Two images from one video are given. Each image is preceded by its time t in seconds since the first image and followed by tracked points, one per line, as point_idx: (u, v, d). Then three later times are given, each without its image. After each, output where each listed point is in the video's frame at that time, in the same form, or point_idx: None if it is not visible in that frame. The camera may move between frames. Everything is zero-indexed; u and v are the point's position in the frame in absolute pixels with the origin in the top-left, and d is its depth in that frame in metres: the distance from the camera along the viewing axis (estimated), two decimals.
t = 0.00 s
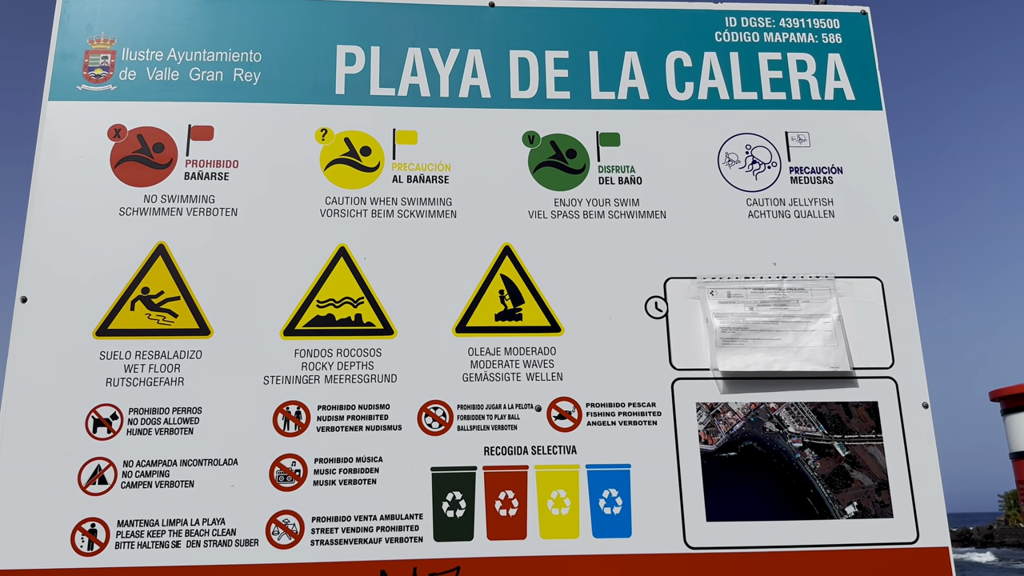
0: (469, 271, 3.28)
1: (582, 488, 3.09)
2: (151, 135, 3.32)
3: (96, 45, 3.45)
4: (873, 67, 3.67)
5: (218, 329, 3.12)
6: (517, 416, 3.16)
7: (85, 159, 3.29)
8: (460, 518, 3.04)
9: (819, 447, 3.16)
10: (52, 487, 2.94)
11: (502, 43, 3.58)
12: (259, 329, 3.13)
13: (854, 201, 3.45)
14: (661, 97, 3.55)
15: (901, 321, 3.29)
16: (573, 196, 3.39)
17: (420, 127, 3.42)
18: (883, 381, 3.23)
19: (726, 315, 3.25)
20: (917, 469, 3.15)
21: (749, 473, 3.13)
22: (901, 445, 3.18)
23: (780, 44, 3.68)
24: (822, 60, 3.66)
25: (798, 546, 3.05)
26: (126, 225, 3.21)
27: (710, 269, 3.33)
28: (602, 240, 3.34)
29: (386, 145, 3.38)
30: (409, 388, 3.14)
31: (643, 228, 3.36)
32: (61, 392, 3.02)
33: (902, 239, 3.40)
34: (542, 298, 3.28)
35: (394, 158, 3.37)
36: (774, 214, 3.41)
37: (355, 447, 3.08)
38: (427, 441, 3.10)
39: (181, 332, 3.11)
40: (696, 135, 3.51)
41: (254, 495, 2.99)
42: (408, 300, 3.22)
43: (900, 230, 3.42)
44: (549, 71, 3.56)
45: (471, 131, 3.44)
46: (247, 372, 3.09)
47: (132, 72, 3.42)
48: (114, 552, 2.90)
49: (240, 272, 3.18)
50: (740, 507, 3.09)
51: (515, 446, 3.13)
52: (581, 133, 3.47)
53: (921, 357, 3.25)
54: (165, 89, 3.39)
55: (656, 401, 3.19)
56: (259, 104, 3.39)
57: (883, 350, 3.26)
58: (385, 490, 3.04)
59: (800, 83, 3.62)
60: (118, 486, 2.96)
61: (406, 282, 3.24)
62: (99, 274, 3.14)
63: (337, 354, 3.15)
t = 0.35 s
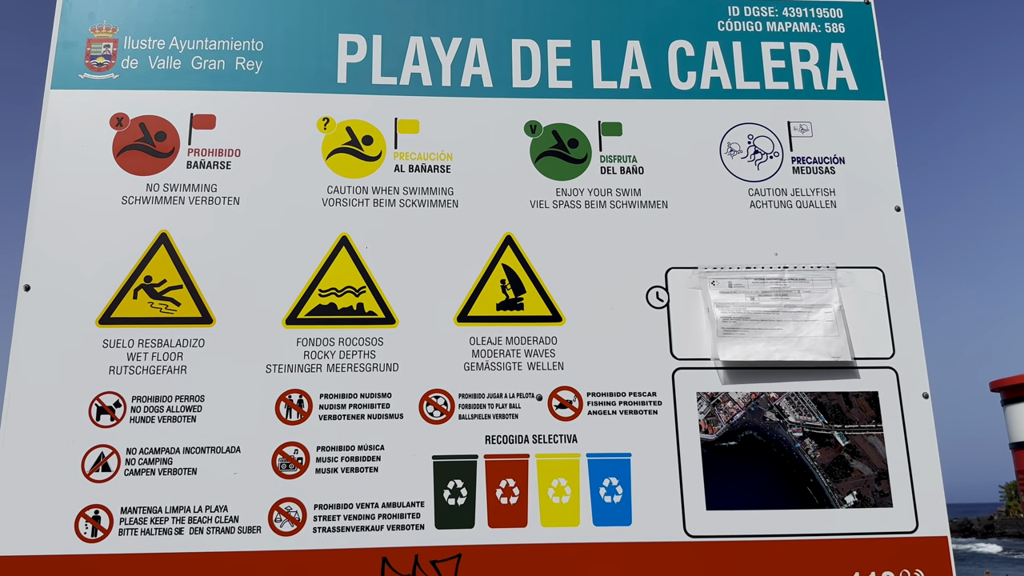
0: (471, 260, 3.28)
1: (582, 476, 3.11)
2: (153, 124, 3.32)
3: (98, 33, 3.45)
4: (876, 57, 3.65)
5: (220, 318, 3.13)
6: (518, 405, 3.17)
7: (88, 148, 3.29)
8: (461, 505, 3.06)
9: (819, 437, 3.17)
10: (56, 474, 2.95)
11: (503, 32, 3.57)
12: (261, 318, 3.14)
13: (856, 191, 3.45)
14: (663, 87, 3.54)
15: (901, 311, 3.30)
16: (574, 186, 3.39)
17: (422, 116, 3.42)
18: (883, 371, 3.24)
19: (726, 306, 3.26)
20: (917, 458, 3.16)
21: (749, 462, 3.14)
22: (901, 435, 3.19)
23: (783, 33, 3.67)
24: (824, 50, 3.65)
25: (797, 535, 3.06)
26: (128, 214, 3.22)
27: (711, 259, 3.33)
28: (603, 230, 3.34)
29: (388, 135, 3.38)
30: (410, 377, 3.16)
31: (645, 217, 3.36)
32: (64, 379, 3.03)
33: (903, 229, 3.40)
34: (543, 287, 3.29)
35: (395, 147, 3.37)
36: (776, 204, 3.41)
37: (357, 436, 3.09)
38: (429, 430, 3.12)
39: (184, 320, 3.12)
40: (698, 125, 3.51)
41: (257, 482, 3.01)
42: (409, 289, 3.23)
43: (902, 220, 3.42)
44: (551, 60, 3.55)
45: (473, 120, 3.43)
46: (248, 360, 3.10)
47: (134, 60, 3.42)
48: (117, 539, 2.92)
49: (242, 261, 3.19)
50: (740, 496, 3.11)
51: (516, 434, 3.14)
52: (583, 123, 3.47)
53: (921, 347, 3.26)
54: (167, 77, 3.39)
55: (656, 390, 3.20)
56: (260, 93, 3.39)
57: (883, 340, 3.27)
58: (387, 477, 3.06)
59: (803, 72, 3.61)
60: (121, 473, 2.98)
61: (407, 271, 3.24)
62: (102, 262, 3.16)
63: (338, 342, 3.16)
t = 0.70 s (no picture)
0: (474, 238, 3.27)
1: (585, 453, 3.12)
2: (155, 101, 3.31)
3: (100, 10, 3.43)
4: (883, 33, 3.62)
5: (224, 295, 3.13)
6: (521, 382, 3.18)
7: (90, 125, 3.28)
8: (464, 482, 3.08)
9: (822, 415, 3.17)
10: (61, 449, 2.97)
11: (507, 9, 3.55)
12: (265, 295, 3.14)
13: (861, 169, 3.42)
14: (668, 63, 3.51)
15: (906, 289, 3.28)
16: (578, 163, 3.37)
17: (425, 93, 3.40)
18: (887, 349, 3.23)
19: (733, 280, 3.23)
20: (920, 436, 3.16)
21: (751, 440, 3.14)
22: (904, 413, 3.18)
23: (790, 9, 3.63)
24: (831, 26, 3.62)
25: (799, 512, 3.07)
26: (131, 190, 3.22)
27: (716, 237, 3.32)
28: (607, 208, 3.33)
29: (391, 111, 3.37)
30: (413, 354, 3.16)
31: (649, 195, 3.35)
32: (69, 356, 3.04)
33: (909, 207, 3.38)
34: (546, 265, 3.28)
35: (398, 124, 3.36)
36: (781, 181, 3.39)
37: (360, 412, 3.10)
38: (432, 407, 3.12)
39: (187, 297, 3.12)
40: (703, 102, 3.48)
41: (260, 458, 3.02)
42: (412, 267, 3.23)
43: (908, 198, 3.39)
44: (555, 36, 3.52)
45: (477, 97, 3.41)
46: (251, 336, 3.11)
47: (136, 37, 3.40)
48: (122, 514, 2.94)
49: (245, 238, 3.19)
50: (743, 474, 3.11)
51: (519, 412, 3.15)
52: (587, 100, 3.45)
53: (926, 325, 3.25)
54: (169, 54, 3.38)
55: (659, 368, 3.20)
56: (262, 70, 3.37)
57: (887, 318, 3.26)
58: (391, 454, 3.07)
59: (809, 49, 3.58)
60: (126, 449, 2.99)
61: (410, 248, 3.24)
62: (106, 239, 3.16)
63: (342, 320, 3.16)
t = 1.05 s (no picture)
0: (476, 205, 3.25)
1: (587, 419, 3.13)
2: (156, 67, 3.29)
3: None
4: None
5: (226, 262, 3.13)
6: (524, 349, 3.17)
7: (90, 91, 3.27)
8: (467, 447, 3.09)
9: (826, 381, 3.16)
10: (66, 414, 2.99)
11: None
12: (267, 261, 3.14)
13: (868, 134, 3.38)
14: (674, 27, 3.47)
15: (912, 254, 3.26)
16: (582, 129, 3.34)
17: (427, 58, 3.36)
18: (892, 316, 3.21)
19: (735, 252, 3.22)
20: (925, 403, 3.14)
21: (754, 406, 3.13)
22: (908, 379, 3.17)
23: None
24: None
25: (802, 478, 3.06)
26: (133, 157, 3.21)
27: (720, 203, 3.29)
28: (610, 174, 3.30)
29: (392, 76, 3.34)
30: (416, 320, 3.16)
31: (654, 161, 3.32)
32: (73, 321, 3.05)
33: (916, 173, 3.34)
34: (550, 233, 3.26)
35: (400, 90, 3.33)
36: (787, 146, 3.35)
37: (363, 378, 3.11)
38: (435, 373, 3.13)
39: (189, 264, 3.12)
40: (708, 67, 3.43)
41: (264, 423, 3.04)
42: (415, 233, 3.21)
43: (915, 164, 3.35)
44: None
45: (479, 61, 3.37)
46: (253, 302, 3.11)
47: (136, 2, 3.38)
48: (127, 479, 2.96)
49: (247, 204, 3.18)
50: (745, 439, 3.11)
51: (521, 378, 3.16)
52: (591, 64, 3.40)
53: (931, 291, 3.22)
54: (169, 18, 3.35)
55: (662, 335, 3.19)
56: (263, 34, 3.34)
57: (893, 284, 3.23)
58: (394, 419, 3.09)
59: (817, 13, 3.52)
60: (130, 414, 3.01)
61: (413, 215, 3.23)
62: (108, 205, 3.16)
63: (344, 287, 3.16)
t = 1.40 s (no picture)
0: (479, 158, 3.22)
1: (591, 372, 3.13)
2: (155, 19, 3.25)
3: None
4: None
5: (228, 215, 3.12)
6: (528, 303, 3.17)
7: (89, 44, 3.23)
8: (471, 401, 3.10)
9: (831, 334, 3.16)
10: (72, 367, 3.01)
11: None
12: (269, 215, 3.13)
13: (877, 85, 3.32)
14: None
15: (920, 207, 3.22)
16: (586, 80, 3.29)
17: (429, 9, 3.31)
18: (899, 270, 3.18)
19: (744, 199, 3.17)
20: (930, 356, 3.13)
21: (759, 360, 3.13)
22: (914, 332, 3.15)
23: None
24: None
25: (805, 431, 3.07)
26: (133, 111, 3.18)
27: (727, 156, 3.25)
28: (615, 126, 3.27)
29: (394, 28, 3.29)
30: (419, 275, 3.15)
31: (659, 113, 3.27)
32: (77, 275, 3.06)
33: (925, 124, 3.29)
34: (553, 186, 3.23)
35: (402, 41, 3.28)
36: (794, 98, 3.30)
37: (368, 332, 3.11)
38: (439, 327, 3.13)
39: (191, 218, 3.11)
40: (716, 16, 3.36)
41: (269, 376, 3.05)
42: (418, 187, 3.19)
43: (925, 115, 3.30)
44: None
45: (481, 11, 3.32)
46: (256, 256, 3.10)
47: None
48: (134, 431, 2.98)
49: (248, 158, 3.16)
50: (749, 392, 3.11)
51: (526, 332, 3.15)
52: (596, 15, 3.34)
53: (939, 244, 3.19)
54: None
55: (667, 289, 3.18)
56: None
57: (900, 238, 3.20)
58: (398, 373, 3.09)
59: None
60: (135, 367, 3.02)
61: (416, 169, 3.20)
62: (109, 160, 3.14)
63: (347, 242, 3.15)
